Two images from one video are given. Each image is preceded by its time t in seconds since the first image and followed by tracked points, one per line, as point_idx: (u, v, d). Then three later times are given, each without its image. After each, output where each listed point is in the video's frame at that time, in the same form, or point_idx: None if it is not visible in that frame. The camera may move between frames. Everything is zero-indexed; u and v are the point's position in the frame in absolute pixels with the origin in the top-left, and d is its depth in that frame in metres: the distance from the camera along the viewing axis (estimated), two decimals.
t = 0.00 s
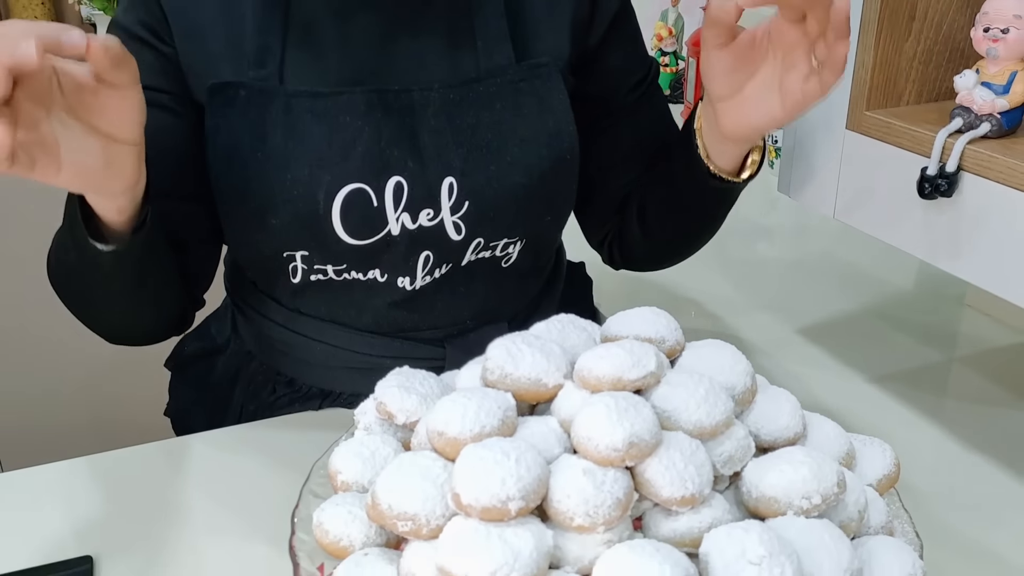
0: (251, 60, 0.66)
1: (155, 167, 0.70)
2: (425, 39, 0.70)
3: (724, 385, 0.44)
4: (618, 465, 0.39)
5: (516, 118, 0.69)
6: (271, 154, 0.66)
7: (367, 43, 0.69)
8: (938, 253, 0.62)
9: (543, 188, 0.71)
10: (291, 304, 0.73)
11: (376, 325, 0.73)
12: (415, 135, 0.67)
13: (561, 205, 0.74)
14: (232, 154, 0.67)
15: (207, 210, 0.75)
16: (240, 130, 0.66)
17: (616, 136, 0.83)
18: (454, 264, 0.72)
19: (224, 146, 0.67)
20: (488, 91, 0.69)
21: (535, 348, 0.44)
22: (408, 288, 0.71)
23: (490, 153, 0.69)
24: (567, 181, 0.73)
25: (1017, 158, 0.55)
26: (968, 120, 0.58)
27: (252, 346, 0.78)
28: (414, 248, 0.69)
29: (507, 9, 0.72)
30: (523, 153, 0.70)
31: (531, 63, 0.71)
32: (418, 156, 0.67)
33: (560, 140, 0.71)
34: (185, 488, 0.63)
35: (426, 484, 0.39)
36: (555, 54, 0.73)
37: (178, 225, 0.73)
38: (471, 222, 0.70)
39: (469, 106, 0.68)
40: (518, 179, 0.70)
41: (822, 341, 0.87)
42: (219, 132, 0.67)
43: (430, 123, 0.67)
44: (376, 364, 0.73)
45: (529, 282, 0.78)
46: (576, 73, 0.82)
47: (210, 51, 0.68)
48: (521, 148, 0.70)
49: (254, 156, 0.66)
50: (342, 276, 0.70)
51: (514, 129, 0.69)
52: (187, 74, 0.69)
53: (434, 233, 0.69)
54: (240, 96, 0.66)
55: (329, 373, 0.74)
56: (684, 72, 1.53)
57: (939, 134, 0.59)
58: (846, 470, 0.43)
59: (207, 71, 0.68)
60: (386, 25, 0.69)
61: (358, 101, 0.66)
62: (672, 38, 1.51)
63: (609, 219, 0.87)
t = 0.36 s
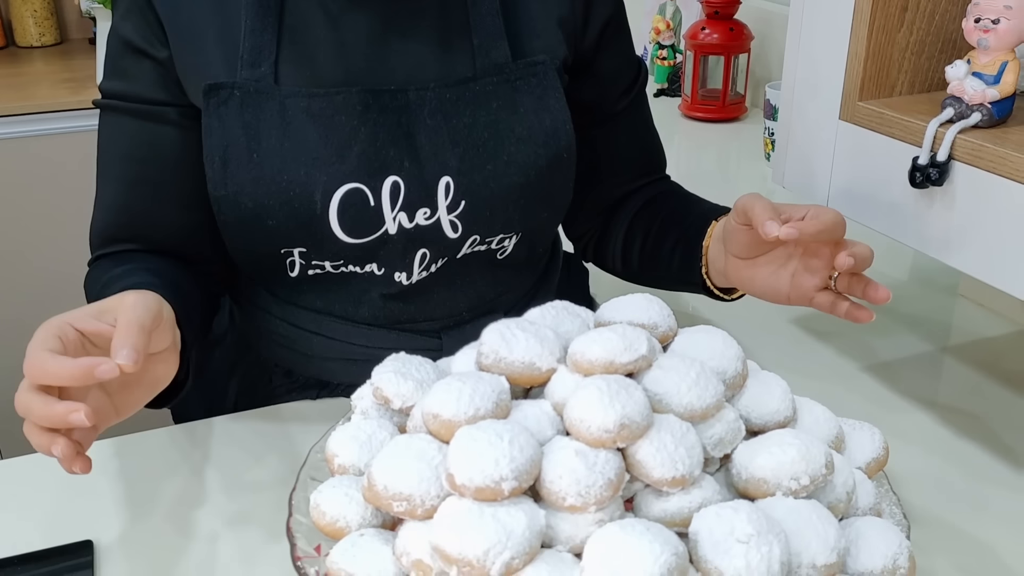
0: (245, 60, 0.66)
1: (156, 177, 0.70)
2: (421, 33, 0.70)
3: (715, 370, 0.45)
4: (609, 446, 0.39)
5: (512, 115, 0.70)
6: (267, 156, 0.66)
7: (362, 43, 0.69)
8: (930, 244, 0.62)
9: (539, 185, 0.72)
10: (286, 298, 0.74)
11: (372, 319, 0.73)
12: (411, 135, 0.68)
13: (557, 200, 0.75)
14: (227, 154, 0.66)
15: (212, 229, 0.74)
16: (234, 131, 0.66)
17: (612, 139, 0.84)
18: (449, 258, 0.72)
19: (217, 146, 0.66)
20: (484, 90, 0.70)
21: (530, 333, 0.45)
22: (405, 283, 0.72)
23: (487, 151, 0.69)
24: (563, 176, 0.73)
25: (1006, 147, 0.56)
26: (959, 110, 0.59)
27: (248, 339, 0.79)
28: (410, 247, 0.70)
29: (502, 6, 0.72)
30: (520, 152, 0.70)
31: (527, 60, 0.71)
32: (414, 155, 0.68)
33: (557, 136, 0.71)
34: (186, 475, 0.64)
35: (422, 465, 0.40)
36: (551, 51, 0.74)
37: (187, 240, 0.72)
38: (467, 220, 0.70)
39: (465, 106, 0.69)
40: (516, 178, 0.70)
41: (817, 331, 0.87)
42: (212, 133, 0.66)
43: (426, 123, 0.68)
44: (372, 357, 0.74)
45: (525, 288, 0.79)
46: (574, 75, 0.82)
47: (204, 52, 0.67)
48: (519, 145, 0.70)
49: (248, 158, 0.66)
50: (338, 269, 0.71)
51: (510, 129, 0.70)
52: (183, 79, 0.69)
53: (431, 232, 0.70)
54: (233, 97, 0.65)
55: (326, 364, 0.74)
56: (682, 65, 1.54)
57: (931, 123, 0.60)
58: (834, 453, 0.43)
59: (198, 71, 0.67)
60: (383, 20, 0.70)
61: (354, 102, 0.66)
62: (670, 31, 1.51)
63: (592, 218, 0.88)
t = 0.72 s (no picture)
0: (241, 46, 0.66)
1: (151, 167, 0.70)
2: (415, 23, 0.71)
3: (704, 355, 0.45)
4: (597, 430, 0.40)
5: (507, 105, 0.70)
6: (262, 144, 0.66)
7: (357, 33, 0.69)
8: (921, 234, 0.63)
9: (534, 176, 0.72)
10: (281, 288, 0.74)
11: (366, 309, 0.74)
12: (405, 124, 0.68)
13: (551, 192, 0.75)
14: (222, 142, 0.67)
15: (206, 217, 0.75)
16: (229, 117, 0.66)
17: (606, 130, 0.85)
18: (443, 249, 0.73)
19: (213, 133, 0.66)
20: (479, 80, 0.70)
21: (520, 318, 0.45)
22: (399, 273, 0.72)
23: (480, 141, 0.69)
24: (557, 167, 0.74)
25: (994, 135, 0.56)
26: (949, 100, 0.60)
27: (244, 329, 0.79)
28: (404, 237, 0.70)
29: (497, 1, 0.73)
30: (514, 143, 0.70)
31: (522, 51, 0.72)
32: (409, 144, 0.68)
33: (551, 127, 0.72)
34: (181, 464, 0.64)
35: (410, 448, 0.40)
36: (548, 43, 0.74)
37: (182, 230, 0.73)
38: (460, 210, 0.71)
39: (461, 97, 0.69)
40: (509, 169, 0.71)
41: (811, 322, 0.88)
42: (209, 119, 0.66)
43: (421, 113, 0.68)
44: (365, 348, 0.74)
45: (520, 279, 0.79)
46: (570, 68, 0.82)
47: (197, 39, 0.67)
48: (513, 136, 0.70)
49: (244, 144, 0.66)
50: (333, 260, 0.71)
51: (505, 118, 0.70)
52: (176, 68, 0.69)
53: (425, 221, 0.70)
54: (230, 82, 0.66)
55: (321, 355, 0.75)
56: (679, 59, 1.54)
57: (921, 114, 0.60)
58: (821, 437, 0.44)
59: (192, 59, 0.68)
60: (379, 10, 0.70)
61: (349, 90, 0.67)
62: (668, 25, 1.52)
63: (585, 208, 0.89)
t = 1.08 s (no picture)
0: (246, 37, 0.67)
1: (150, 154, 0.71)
2: (414, 16, 0.71)
3: (696, 344, 0.46)
4: (591, 416, 0.40)
5: (505, 98, 0.71)
6: (264, 134, 0.67)
7: (355, 26, 0.70)
8: (913, 226, 0.64)
9: (531, 168, 0.73)
10: (281, 279, 0.75)
11: (364, 300, 0.75)
12: (406, 115, 0.69)
13: (550, 187, 0.75)
14: (224, 132, 0.67)
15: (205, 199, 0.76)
16: (232, 108, 0.67)
17: (606, 109, 0.85)
18: (441, 241, 0.74)
19: (215, 123, 0.67)
20: (477, 74, 0.71)
21: (514, 307, 0.46)
22: (397, 264, 0.73)
23: (479, 134, 0.70)
24: (556, 162, 0.74)
25: (985, 128, 0.57)
26: (941, 94, 0.60)
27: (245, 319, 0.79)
28: (404, 226, 0.71)
29: None
30: (512, 136, 0.71)
31: (520, 45, 0.72)
32: (409, 136, 0.68)
33: (549, 120, 0.72)
34: (181, 455, 0.65)
35: (406, 433, 0.41)
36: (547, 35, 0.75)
37: (181, 212, 0.75)
38: (459, 202, 0.72)
39: (459, 89, 0.70)
40: (507, 161, 0.71)
41: (807, 316, 0.88)
42: (211, 108, 0.67)
43: (421, 104, 0.69)
44: (362, 335, 0.74)
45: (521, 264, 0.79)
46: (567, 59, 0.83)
47: (201, 30, 0.68)
48: (511, 129, 0.71)
49: (246, 134, 0.67)
50: (333, 250, 0.72)
51: (503, 111, 0.71)
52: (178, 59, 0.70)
53: (424, 212, 0.71)
54: (233, 73, 0.67)
55: (320, 345, 0.75)
56: (676, 56, 1.54)
57: (914, 106, 0.61)
58: (811, 424, 0.45)
59: (195, 50, 0.68)
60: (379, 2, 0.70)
61: (352, 81, 0.67)
62: (665, 22, 1.52)
63: (611, 188, 0.88)
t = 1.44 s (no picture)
0: (232, 48, 0.69)
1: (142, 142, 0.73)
2: (396, 18, 0.71)
3: (685, 336, 0.46)
4: (579, 406, 0.41)
5: (495, 96, 0.71)
6: (253, 142, 0.68)
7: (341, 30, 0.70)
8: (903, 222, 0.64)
9: (523, 168, 0.73)
10: (278, 277, 0.76)
11: (357, 297, 0.75)
12: (394, 116, 0.69)
13: (542, 185, 0.76)
14: (215, 140, 0.68)
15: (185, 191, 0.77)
16: (222, 117, 0.68)
17: (593, 100, 0.85)
18: (435, 240, 0.74)
19: (206, 132, 0.68)
20: (462, 73, 0.71)
21: (505, 300, 0.46)
22: (391, 263, 0.74)
23: (466, 133, 0.70)
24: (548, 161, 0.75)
25: (972, 124, 0.58)
26: (930, 90, 0.61)
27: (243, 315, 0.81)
28: (396, 228, 0.71)
29: None
30: (501, 133, 0.71)
31: (506, 41, 0.72)
32: (398, 137, 0.69)
33: (538, 117, 0.72)
34: (178, 450, 0.66)
35: (397, 423, 0.42)
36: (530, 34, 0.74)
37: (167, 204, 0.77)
38: (451, 201, 0.72)
39: (447, 89, 0.70)
40: (496, 159, 0.71)
41: (800, 311, 0.89)
42: (201, 118, 0.68)
43: (409, 104, 0.69)
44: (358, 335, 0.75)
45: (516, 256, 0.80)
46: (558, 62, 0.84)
47: (189, 41, 0.70)
48: (499, 126, 0.71)
49: (236, 143, 0.68)
50: (327, 249, 0.72)
51: (492, 109, 0.71)
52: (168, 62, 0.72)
53: (416, 212, 0.71)
54: (221, 83, 0.68)
55: (316, 342, 0.76)
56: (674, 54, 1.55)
57: (903, 103, 0.61)
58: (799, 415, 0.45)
59: (187, 60, 0.70)
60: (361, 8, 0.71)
61: (337, 85, 0.68)
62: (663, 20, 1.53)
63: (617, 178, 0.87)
